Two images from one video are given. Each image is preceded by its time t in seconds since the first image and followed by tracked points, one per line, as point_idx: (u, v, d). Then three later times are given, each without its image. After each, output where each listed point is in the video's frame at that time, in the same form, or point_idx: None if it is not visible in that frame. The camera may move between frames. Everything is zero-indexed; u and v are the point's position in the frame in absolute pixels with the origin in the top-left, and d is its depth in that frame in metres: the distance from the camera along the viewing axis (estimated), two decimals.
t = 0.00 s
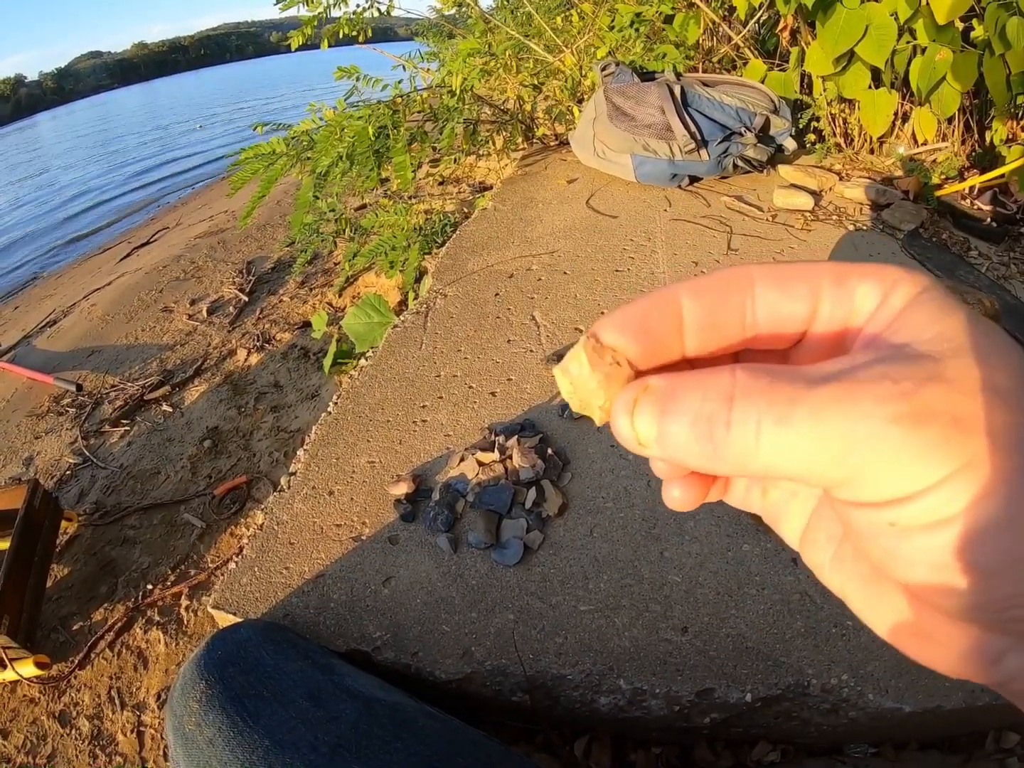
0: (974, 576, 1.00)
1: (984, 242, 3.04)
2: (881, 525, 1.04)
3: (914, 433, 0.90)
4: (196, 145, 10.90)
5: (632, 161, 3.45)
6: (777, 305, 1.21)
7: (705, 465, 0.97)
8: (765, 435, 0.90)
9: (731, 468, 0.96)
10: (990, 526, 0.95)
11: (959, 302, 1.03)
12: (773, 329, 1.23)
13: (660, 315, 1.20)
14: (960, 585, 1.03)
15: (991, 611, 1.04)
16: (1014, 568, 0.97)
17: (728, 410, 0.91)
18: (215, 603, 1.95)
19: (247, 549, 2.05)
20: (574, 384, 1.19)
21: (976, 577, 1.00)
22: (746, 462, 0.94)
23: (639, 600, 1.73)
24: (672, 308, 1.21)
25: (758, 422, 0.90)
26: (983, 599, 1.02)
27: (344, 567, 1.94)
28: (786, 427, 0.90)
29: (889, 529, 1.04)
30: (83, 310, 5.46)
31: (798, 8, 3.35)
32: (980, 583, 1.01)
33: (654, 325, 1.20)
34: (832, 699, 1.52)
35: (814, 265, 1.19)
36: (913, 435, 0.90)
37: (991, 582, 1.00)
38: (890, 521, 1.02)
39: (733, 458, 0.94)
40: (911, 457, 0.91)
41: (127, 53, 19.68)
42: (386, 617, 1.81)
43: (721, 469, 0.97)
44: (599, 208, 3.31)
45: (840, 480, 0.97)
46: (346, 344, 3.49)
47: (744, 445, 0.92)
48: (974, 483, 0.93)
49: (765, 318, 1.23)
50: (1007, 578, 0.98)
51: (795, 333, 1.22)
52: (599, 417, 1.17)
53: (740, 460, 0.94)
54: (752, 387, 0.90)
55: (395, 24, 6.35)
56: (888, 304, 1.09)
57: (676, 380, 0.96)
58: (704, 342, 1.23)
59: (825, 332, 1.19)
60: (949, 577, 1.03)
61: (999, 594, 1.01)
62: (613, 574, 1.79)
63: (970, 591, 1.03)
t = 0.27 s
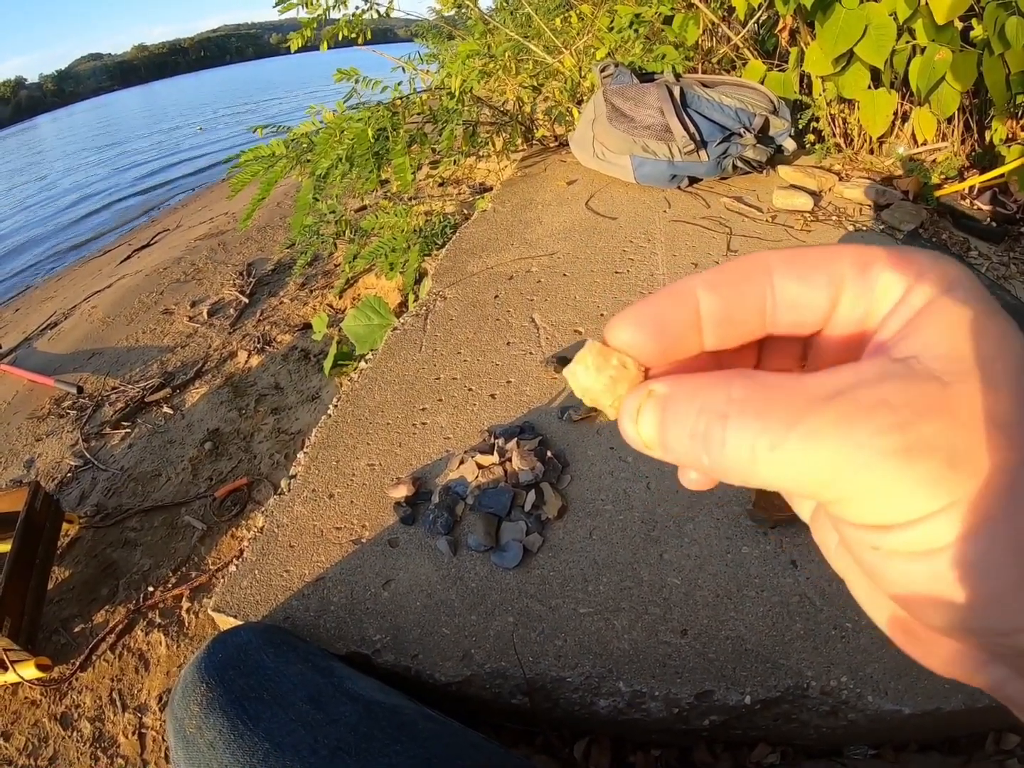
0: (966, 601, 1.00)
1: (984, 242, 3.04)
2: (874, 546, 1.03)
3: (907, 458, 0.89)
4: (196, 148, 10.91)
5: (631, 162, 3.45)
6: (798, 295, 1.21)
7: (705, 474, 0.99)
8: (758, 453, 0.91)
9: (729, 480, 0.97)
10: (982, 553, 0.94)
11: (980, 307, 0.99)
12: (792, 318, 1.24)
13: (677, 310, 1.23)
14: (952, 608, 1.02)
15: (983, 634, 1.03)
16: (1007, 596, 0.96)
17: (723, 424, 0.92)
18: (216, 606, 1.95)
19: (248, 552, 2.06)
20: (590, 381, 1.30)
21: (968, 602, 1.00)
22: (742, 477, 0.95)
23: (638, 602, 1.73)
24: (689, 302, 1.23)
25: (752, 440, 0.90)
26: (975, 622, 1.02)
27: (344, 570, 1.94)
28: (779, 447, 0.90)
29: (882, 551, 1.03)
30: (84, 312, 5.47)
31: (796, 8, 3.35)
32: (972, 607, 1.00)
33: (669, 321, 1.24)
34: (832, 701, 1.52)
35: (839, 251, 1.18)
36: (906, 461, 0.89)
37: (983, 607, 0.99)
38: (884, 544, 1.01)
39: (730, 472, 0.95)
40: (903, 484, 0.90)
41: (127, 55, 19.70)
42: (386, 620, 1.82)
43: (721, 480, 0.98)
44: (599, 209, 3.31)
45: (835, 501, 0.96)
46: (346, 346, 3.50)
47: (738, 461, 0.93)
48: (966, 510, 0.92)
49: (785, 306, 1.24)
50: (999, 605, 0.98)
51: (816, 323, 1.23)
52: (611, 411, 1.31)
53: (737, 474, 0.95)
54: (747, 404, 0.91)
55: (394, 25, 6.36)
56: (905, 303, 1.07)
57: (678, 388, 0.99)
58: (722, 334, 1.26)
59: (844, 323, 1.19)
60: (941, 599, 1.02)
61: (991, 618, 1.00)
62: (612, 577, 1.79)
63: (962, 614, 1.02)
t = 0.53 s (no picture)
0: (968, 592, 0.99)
1: (984, 242, 3.04)
2: (877, 535, 1.03)
3: (916, 438, 0.89)
4: (196, 149, 10.92)
5: (632, 163, 3.45)
6: (779, 324, 1.19)
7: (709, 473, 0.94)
8: (771, 440, 0.88)
9: (735, 475, 0.93)
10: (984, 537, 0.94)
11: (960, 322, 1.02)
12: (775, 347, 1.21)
13: (667, 327, 1.16)
14: (954, 601, 1.01)
15: (985, 630, 1.02)
16: (1010, 585, 0.96)
17: (735, 416, 0.88)
18: (218, 607, 1.95)
19: (250, 553, 2.05)
20: (578, 395, 1.15)
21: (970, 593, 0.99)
22: (751, 469, 0.91)
23: (642, 602, 1.73)
24: (679, 322, 1.18)
25: (766, 428, 0.88)
26: (976, 617, 1.01)
27: (347, 570, 1.94)
28: (792, 431, 0.88)
29: (885, 541, 1.02)
30: (85, 313, 5.47)
31: (797, 8, 3.35)
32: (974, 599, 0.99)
33: (661, 337, 1.17)
34: (835, 700, 1.52)
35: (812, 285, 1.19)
36: (915, 440, 0.89)
37: (985, 598, 0.98)
38: (888, 534, 1.01)
39: (737, 466, 0.91)
40: (910, 464, 0.91)
41: (126, 57, 19.71)
42: (389, 621, 1.81)
43: (725, 477, 0.94)
44: (600, 210, 3.32)
45: (840, 488, 0.95)
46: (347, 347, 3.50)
47: (750, 452, 0.89)
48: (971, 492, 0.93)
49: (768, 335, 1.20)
50: (1002, 596, 0.97)
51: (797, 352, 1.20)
52: (601, 429, 1.14)
53: (746, 467, 0.91)
54: (759, 390, 0.88)
55: (394, 27, 6.36)
56: (888, 323, 1.07)
57: (683, 389, 0.93)
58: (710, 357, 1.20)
59: (826, 350, 1.17)
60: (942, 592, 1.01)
61: (993, 611, 0.99)
62: (616, 576, 1.79)
63: (963, 608, 1.01)
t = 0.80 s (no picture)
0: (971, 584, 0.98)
1: (985, 242, 3.04)
2: (873, 542, 1.01)
3: (912, 434, 0.90)
4: (196, 150, 10.92)
5: (633, 163, 3.45)
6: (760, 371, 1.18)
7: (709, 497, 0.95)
8: (770, 457, 0.89)
9: (735, 497, 0.94)
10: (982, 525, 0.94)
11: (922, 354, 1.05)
12: (757, 394, 1.19)
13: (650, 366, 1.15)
14: (956, 596, 1.00)
15: (988, 624, 1.01)
16: (1011, 572, 0.96)
17: (732, 438, 0.90)
18: (219, 606, 1.95)
19: (251, 552, 2.06)
20: (577, 412, 1.09)
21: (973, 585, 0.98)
22: (751, 489, 0.93)
23: (643, 601, 1.73)
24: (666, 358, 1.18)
25: (763, 445, 0.89)
26: (980, 611, 1.00)
27: (349, 569, 1.95)
28: (790, 448, 0.88)
29: (882, 545, 1.01)
30: (86, 314, 5.47)
31: (798, 9, 3.36)
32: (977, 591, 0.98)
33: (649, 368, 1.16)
34: (836, 699, 1.52)
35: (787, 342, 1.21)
36: (910, 436, 0.90)
37: (988, 589, 0.97)
38: (884, 538, 0.99)
39: (736, 487, 0.93)
40: (908, 462, 0.90)
41: (127, 57, 19.72)
42: (391, 620, 1.82)
43: (725, 499, 0.95)
44: (601, 210, 3.32)
45: (836, 495, 0.94)
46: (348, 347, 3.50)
47: (750, 470, 0.90)
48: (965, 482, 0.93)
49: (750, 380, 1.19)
50: (1003, 584, 0.97)
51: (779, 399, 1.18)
52: (599, 451, 1.09)
53: (746, 486, 0.92)
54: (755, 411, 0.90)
55: (396, 27, 6.36)
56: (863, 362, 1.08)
57: (682, 417, 0.95)
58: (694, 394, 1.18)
59: (804, 396, 1.16)
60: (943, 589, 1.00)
61: (997, 602, 0.98)
62: (617, 575, 1.79)
63: (966, 602, 1.00)
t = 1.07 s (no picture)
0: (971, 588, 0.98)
1: (984, 243, 3.04)
2: (874, 547, 1.01)
3: (912, 440, 0.90)
4: (196, 150, 10.92)
5: (632, 163, 3.45)
6: (761, 367, 1.19)
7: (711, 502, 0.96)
8: (773, 464, 0.89)
9: (739, 504, 0.95)
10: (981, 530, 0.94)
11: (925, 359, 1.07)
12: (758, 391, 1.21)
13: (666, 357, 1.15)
14: (955, 599, 1.00)
15: (988, 627, 1.01)
16: (1011, 576, 0.96)
17: (737, 445, 0.90)
18: (218, 606, 1.95)
19: (250, 553, 2.06)
20: (592, 404, 1.07)
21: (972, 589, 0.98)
22: (753, 495, 0.93)
23: (642, 602, 1.73)
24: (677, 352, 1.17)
25: (767, 453, 0.89)
26: (980, 614, 1.00)
27: (348, 570, 1.95)
28: (793, 457, 0.89)
29: (884, 550, 1.01)
30: (86, 314, 5.47)
31: (797, 9, 3.36)
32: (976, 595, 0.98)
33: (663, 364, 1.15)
34: (835, 700, 1.52)
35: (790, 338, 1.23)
36: (910, 444, 0.90)
37: (988, 592, 0.97)
38: (884, 544, 0.99)
39: (739, 494, 0.93)
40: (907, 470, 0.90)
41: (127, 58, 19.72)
42: (389, 620, 1.82)
43: (728, 506, 0.96)
44: (601, 210, 3.32)
45: (838, 503, 0.95)
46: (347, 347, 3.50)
47: (753, 476, 0.91)
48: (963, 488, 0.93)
49: (751, 377, 1.20)
50: (1002, 588, 0.97)
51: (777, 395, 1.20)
52: (607, 445, 1.06)
53: (749, 493, 0.93)
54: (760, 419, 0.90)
55: (396, 27, 6.37)
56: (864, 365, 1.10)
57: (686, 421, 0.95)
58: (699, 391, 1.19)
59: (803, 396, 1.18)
60: (943, 593, 1.01)
61: (997, 606, 0.98)
62: (615, 576, 1.79)
63: (966, 606, 1.00)
